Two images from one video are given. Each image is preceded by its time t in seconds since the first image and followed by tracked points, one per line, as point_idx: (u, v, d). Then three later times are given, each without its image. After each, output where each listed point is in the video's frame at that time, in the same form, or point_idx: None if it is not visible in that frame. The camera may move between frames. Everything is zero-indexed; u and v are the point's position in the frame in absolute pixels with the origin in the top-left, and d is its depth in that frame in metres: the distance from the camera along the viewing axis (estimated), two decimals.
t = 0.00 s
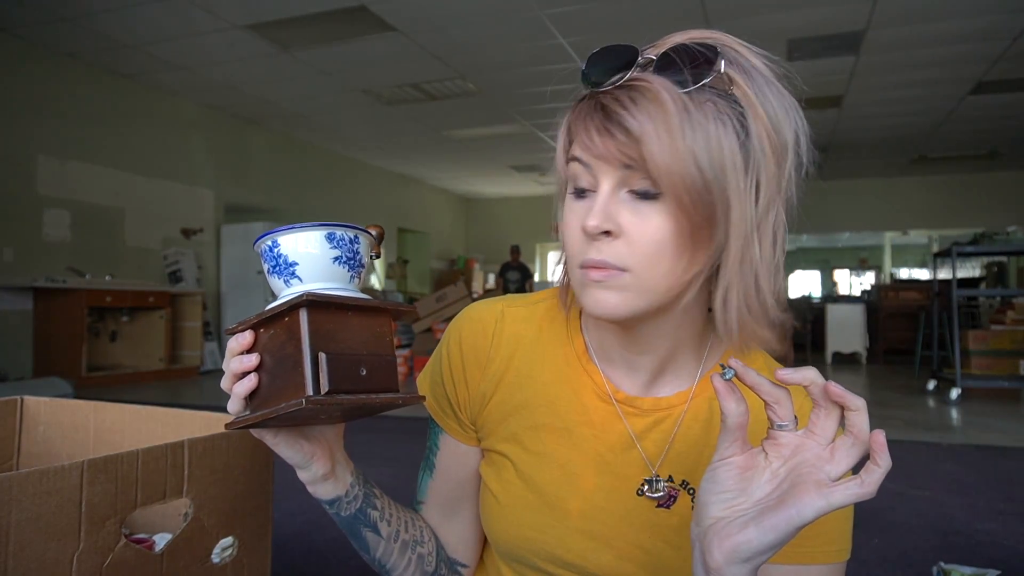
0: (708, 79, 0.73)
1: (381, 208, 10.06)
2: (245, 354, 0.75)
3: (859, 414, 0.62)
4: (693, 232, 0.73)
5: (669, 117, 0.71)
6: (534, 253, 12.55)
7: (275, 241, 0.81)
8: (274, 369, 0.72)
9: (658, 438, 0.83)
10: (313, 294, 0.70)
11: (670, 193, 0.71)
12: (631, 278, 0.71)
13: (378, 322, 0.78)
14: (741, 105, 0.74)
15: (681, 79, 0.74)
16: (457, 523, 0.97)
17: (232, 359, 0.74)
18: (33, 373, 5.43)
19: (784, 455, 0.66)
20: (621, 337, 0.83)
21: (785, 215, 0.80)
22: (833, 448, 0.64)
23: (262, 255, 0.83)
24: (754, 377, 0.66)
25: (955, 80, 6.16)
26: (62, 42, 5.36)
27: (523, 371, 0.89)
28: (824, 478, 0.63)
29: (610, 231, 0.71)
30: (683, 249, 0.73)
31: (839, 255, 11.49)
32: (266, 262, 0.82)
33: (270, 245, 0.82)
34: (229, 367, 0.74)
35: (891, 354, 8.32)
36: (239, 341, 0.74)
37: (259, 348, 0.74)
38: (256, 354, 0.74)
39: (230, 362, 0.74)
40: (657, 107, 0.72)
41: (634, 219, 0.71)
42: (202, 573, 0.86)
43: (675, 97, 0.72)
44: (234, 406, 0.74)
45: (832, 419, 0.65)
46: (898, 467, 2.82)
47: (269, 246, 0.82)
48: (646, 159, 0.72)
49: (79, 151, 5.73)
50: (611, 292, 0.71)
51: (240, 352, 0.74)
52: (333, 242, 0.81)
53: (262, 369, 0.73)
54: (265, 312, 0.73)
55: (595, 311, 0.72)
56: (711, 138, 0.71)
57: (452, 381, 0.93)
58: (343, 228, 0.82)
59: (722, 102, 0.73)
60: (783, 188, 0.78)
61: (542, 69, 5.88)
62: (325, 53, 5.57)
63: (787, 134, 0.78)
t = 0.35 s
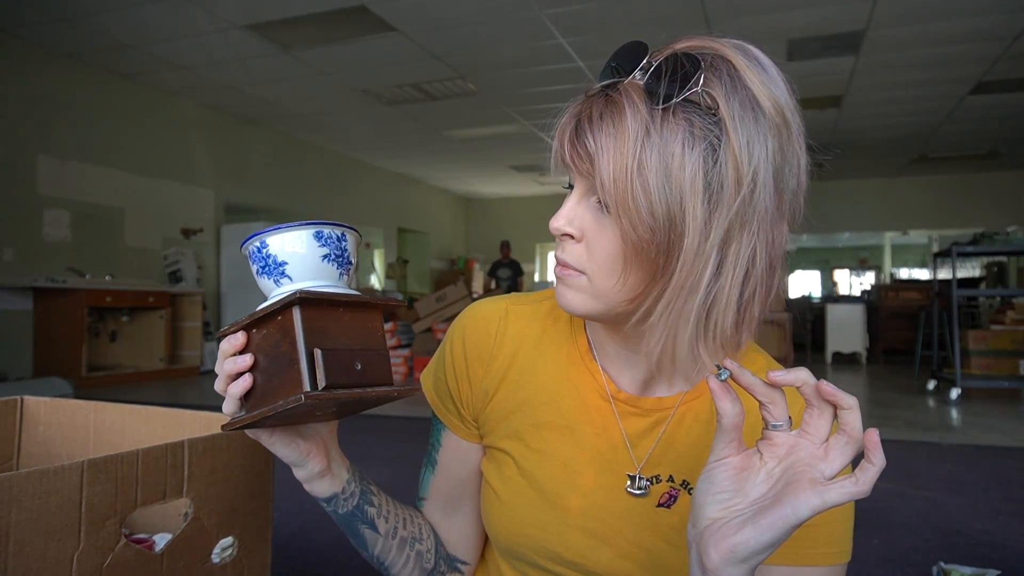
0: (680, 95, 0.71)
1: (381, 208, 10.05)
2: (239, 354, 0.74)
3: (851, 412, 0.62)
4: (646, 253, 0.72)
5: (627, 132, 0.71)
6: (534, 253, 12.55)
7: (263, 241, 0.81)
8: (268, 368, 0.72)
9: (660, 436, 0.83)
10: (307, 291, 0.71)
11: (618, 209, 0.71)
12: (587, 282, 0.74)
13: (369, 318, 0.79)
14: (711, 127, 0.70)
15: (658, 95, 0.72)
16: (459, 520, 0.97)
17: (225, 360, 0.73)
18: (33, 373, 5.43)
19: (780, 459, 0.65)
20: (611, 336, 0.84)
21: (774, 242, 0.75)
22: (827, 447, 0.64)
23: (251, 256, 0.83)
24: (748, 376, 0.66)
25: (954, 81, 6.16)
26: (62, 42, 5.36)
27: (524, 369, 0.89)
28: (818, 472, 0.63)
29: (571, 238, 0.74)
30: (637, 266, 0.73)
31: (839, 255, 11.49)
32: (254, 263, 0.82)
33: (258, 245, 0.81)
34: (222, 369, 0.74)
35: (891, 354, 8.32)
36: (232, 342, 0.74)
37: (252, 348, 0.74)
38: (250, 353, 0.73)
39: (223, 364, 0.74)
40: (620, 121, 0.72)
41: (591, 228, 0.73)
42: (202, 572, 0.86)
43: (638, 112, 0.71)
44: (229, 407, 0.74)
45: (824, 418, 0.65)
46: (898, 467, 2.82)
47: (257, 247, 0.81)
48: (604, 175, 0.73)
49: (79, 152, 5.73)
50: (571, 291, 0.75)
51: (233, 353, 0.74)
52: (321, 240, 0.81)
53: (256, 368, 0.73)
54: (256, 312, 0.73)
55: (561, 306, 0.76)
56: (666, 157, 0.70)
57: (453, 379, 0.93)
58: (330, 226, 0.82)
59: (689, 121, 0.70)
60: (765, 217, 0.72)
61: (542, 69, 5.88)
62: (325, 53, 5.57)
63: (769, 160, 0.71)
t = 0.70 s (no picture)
0: (690, 98, 0.71)
1: (381, 208, 10.05)
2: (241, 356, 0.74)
3: (849, 410, 0.62)
4: (664, 255, 0.72)
5: (640, 134, 0.70)
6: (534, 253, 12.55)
7: (265, 242, 0.81)
8: (270, 369, 0.72)
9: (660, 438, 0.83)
10: (309, 295, 0.71)
11: (634, 213, 0.71)
12: (602, 288, 0.73)
13: (372, 319, 0.79)
14: (722, 128, 0.70)
15: (667, 97, 0.71)
16: (460, 520, 0.97)
17: (226, 361, 0.73)
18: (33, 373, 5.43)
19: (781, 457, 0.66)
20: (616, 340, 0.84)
21: (781, 238, 0.76)
22: (827, 445, 0.64)
23: (252, 257, 0.83)
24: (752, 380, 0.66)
25: (954, 80, 6.16)
26: (62, 42, 5.37)
27: (526, 369, 0.89)
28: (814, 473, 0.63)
29: (584, 244, 0.73)
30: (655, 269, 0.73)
31: (839, 254, 11.48)
32: (256, 264, 0.82)
33: (260, 246, 0.81)
34: (223, 370, 0.73)
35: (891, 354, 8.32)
36: (233, 343, 0.74)
37: (253, 349, 0.74)
38: (251, 355, 0.73)
39: (224, 365, 0.74)
40: (632, 124, 0.71)
41: (606, 233, 0.72)
42: (202, 572, 0.86)
43: (650, 114, 0.71)
44: (230, 408, 0.74)
45: (823, 417, 0.65)
46: (898, 467, 2.82)
47: (259, 248, 0.81)
48: (618, 180, 0.72)
49: (79, 152, 5.73)
50: (585, 297, 0.74)
51: (235, 355, 0.74)
52: (323, 242, 0.81)
53: (258, 370, 0.73)
54: (258, 314, 0.73)
55: (573, 312, 0.75)
56: (682, 159, 0.70)
57: (455, 379, 0.93)
58: (333, 227, 0.82)
59: (702, 123, 0.70)
60: (778, 211, 0.74)
61: (542, 69, 5.88)
62: (324, 53, 5.57)
63: (781, 158, 0.72)
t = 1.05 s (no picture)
0: (728, 86, 0.73)
1: (381, 208, 10.05)
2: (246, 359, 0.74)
3: (860, 420, 0.62)
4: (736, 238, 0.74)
5: (704, 132, 0.71)
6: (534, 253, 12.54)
7: (274, 246, 0.81)
8: (275, 374, 0.72)
9: (663, 438, 0.83)
10: (315, 302, 0.71)
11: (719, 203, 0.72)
12: (694, 297, 0.71)
13: (377, 325, 0.79)
14: (758, 103, 0.75)
15: (705, 88, 0.72)
16: (462, 521, 0.97)
17: (231, 365, 0.73)
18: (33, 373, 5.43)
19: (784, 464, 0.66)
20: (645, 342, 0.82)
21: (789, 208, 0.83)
22: (835, 455, 0.64)
23: (262, 260, 0.83)
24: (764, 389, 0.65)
25: (954, 80, 6.15)
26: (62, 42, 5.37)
27: (529, 371, 0.89)
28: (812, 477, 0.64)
29: (672, 256, 0.70)
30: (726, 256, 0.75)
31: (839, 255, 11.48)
32: (264, 267, 0.82)
33: (269, 249, 0.81)
34: (228, 373, 0.73)
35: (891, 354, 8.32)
36: (239, 347, 0.74)
37: (258, 353, 0.74)
38: (256, 358, 0.73)
39: (229, 367, 0.74)
40: (693, 122, 0.71)
41: (693, 233, 0.72)
42: (202, 572, 0.86)
43: (707, 109, 0.71)
44: (234, 410, 0.74)
45: (833, 426, 0.65)
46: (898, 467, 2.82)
47: (268, 251, 0.82)
48: (695, 177, 0.71)
49: (79, 152, 5.73)
50: (676, 313, 0.71)
51: (240, 358, 0.74)
52: (333, 248, 0.82)
53: (262, 374, 0.73)
54: (264, 318, 0.73)
55: (659, 334, 0.71)
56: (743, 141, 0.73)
57: (456, 381, 0.93)
58: (342, 233, 0.82)
59: (743, 104, 0.74)
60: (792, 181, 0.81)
61: (542, 69, 5.88)
62: (325, 53, 5.57)
63: (794, 127, 0.80)
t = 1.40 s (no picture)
0: (721, 81, 0.73)
1: (382, 208, 10.05)
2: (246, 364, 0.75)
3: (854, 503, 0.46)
4: (741, 233, 0.75)
5: (704, 130, 0.71)
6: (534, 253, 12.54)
7: (276, 252, 0.81)
8: (275, 380, 0.72)
9: (662, 439, 0.82)
10: (315, 310, 0.71)
11: (725, 198, 0.72)
12: (702, 295, 0.71)
13: (377, 332, 0.79)
14: (752, 97, 0.75)
15: (696, 84, 0.72)
16: (462, 522, 0.97)
17: (231, 369, 0.74)
18: (33, 373, 5.43)
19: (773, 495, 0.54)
20: (645, 341, 0.83)
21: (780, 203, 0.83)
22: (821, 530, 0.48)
23: (263, 265, 0.83)
24: (778, 417, 0.53)
25: (954, 80, 6.15)
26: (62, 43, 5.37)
27: (526, 372, 0.90)
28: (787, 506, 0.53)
29: (682, 254, 0.70)
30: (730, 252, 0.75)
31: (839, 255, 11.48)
32: (265, 272, 0.83)
33: (270, 255, 0.82)
34: (228, 378, 0.74)
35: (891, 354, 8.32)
36: (239, 351, 0.74)
37: (258, 358, 0.74)
38: (256, 364, 0.74)
39: (229, 372, 0.74)
40: (692, 120, 0.71)
41: (701, 228, 0.72)
42: (202, 572, 0.86)
43: (704, 106, 0.71)
44: (233, 414, 0.74)
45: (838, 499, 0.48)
46: (898, 467, 2.82)
47: (270, 257, 0.82)
48: (700, 174, 0.71)
49: (79, 152, 5.73)
50: (684, 312, 0.71)
51: (240, 364, 0.74)
52: (334, 255, 0.82)
53: (262, 380, 0.73)
54: (265, 324, 0.73)
55: (669, 333, 0.71)
56: (741, 134, 0.73)
57: (455, 382, 0.93)
58: (344, 240, 0.83)
59: (738, 98, 0.74)
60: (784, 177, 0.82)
61: (542, 69, 5.88)
62: (325, 53, 5.57)
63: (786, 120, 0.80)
